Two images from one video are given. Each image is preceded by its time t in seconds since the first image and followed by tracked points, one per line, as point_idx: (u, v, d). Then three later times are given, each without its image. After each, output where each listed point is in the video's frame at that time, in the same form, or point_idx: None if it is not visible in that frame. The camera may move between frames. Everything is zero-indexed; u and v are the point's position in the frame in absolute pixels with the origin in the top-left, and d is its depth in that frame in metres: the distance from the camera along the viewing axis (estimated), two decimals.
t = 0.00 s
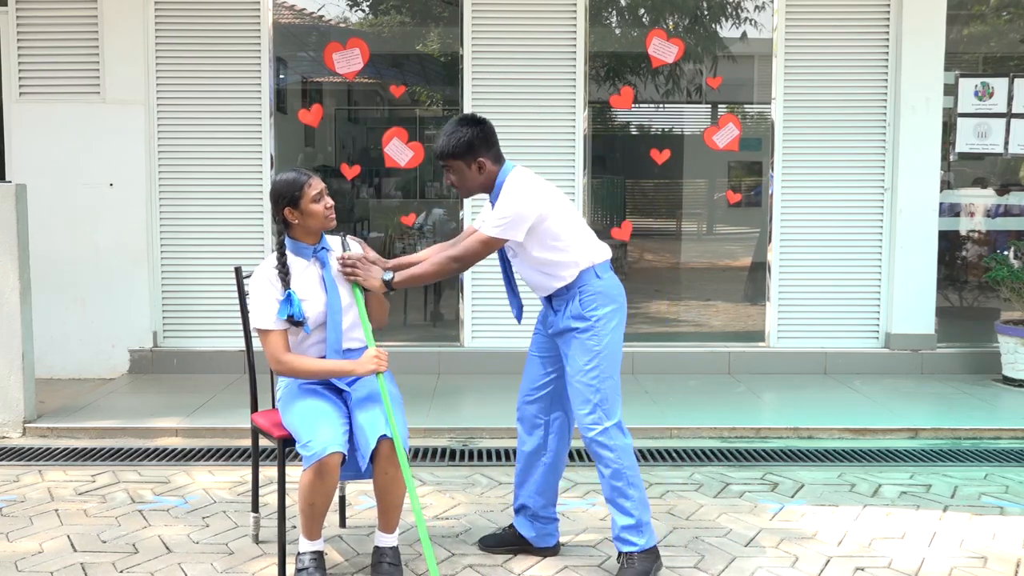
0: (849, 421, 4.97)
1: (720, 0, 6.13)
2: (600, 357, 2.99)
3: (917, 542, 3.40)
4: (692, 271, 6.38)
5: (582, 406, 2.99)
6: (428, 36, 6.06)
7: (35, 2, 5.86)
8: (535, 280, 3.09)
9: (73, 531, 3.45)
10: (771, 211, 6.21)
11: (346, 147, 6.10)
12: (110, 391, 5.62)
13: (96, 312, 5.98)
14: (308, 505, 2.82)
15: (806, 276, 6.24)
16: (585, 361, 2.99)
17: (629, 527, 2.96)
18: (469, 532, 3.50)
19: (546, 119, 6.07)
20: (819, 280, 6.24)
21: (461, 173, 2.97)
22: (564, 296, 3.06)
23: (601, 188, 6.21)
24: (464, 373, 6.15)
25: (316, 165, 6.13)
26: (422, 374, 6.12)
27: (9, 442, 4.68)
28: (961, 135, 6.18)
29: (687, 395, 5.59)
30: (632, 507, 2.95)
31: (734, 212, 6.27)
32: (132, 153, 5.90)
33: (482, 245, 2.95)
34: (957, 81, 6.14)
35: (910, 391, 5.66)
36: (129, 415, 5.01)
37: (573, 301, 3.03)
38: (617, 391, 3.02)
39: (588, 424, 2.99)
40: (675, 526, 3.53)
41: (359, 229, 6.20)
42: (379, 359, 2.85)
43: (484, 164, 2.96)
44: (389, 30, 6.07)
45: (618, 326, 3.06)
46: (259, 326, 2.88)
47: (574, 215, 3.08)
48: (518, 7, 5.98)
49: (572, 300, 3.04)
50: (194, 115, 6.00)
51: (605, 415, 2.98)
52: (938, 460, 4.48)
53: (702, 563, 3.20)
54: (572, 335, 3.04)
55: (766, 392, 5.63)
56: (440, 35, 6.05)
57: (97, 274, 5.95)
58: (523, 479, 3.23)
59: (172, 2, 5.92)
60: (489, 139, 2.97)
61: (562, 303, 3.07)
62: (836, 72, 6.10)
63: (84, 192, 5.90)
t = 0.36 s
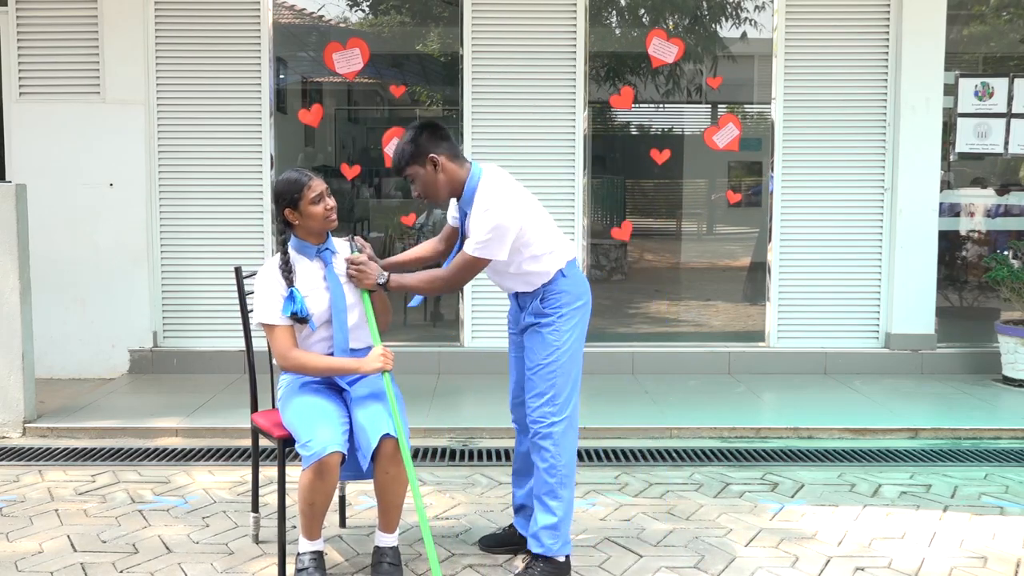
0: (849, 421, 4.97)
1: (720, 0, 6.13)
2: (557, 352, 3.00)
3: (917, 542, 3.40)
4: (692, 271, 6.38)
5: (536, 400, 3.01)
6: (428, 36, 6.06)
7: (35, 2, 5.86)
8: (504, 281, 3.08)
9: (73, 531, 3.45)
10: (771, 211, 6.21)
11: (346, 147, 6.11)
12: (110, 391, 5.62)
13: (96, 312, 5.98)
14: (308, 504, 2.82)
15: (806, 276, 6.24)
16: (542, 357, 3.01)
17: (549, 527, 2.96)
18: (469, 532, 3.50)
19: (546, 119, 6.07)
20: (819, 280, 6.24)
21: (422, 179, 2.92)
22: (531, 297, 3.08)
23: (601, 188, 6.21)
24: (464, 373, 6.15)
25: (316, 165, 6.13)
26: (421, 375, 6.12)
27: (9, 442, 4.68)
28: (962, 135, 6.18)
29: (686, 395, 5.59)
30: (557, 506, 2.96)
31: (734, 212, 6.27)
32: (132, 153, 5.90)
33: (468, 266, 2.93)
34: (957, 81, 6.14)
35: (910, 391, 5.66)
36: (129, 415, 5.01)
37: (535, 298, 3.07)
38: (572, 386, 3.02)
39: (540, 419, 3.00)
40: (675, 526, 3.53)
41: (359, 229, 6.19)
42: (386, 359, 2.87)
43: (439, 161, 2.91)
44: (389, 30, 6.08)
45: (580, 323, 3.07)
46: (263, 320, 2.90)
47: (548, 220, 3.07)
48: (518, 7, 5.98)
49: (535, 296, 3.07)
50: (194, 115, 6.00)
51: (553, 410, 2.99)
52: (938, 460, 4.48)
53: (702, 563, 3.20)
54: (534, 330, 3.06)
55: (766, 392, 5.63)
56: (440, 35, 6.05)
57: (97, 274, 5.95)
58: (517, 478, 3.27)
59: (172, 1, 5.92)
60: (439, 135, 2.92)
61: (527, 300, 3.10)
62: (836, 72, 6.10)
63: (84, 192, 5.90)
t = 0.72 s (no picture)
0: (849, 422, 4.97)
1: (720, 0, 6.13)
2: (561, 356, 3.00)
3: (917, 542, 3.40)
4: (692, 271, 6.39)
5: (538, 403, 3.00)
6: (428, 36, 6.06)
7: (35, 2, 5.86)
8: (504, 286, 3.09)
9: (73, 531, 3.45)
10: (771, 211, 6.21)
11: (346, 147, 6.11)
12: (109, 391, 5.61)
13: (96, 312, 5.98)
14: (308, 500, 2.82)
15: (806, 276, 6.24)
16: (546, 360, 3.00)
17: (549, 532, 2.96)
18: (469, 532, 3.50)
19: (546, 119, 6.07)
20: (819, 280, 6.24)
21: (418, 179, 2.94)
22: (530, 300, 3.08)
23: (601, 188, 6.21)
24: (464, 373, 6.15)
25: (316, 165, 6.13)
26: (421, 375, 6.12)
27: (9, 442, 4.68)
28: (961, 135, 6.18)
29: (686, 395, 5.59)
30: (557, 511, 2.96)
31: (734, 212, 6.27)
32: (132, 153, 5.90)
33: (463, 275, 2.91)
34: (957, 81, 6.14)
35: (910, 391, 5.66)
36: (129, 415, 5.01)
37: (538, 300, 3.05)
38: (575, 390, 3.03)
39: (542, 422, 3.00)
40: (675, 526, 3.53)
41: (359, 229, 6.20)
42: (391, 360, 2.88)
43: (439, 169, 2.91)
44: (389, 30, 6.07)
45: (582, 327, 3.08)
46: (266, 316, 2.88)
47: (552, 230, 3.06)
48: (518, 7, 5.98)
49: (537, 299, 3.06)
50: (194, 115, 6.00)
51: (556, 414, 2.99)
52: (938, 460, 4.48)
53: (702, 563, 3.20)
54: (538, 332, 3.05)
55: (766, 392, 5.63)
56: (440, 35, 6.05)
57: (97, 274, 5.95)
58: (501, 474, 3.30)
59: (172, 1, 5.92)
60: (442, 143, 2.90)
61: (527, 303, 3.09)
62: (836, 72, 6.10)
63: (84, 192, 5.90)
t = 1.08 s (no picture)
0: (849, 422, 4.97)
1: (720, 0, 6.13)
2: (574, 351, 3.11)
3: (917, 542, 3.40)
4: (692, 271, 6.39)
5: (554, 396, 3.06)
6: (428, 36, 6.06)
7: (35, 2, 5.86)
8: (514, 266, 3.14)
9: (73, 531, 3.45)
10: (771, 211, 6.21)
11: (346, 147, 6.11)
12: (110, 391, 5.62)
13: (96, 312, 5.98)
14: (307, 505, 2.82)
15: (806, 276, 6.24)
16: (563, 355, 3.08)
17: (562, 520, 3.02)
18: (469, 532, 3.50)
19: (546, 120, 6.08)
20: (819, 280, 6.24)
21: (497, 140, 2.98)
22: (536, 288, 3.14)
23: (601, 188, 6.21)
24: (464, 373, 6.15)
25: (316, 165, 6.13)
26: (421, 375, 6.12)
27: (9, 442, 4.68)
28: (961, 135, 6.18)
29: (686, 395, 5.59)
30: (569, 500, 3.04)
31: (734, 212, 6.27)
32: (132, 153, 5.90)
33: (520, 228, 2.97)
34: (957, 81, 6.14)
35: (910, 391, 5.66)
36: (129, 415, 5.01)
37: (552, 296, 3.12)
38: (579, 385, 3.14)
39: (557, 414, 3.06)
40: (675, 526, 3.53)
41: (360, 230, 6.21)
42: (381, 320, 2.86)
43: (523, 136, 3.02)
44: (389, 30, 6.07)
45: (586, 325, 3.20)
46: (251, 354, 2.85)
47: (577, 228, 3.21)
48: (518, 7, 5.98)
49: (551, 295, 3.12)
50: (194, 115, 6.00)
51: (570, 407, 3.08)
52: (938, 460, 4.48)
53: (702, 563, 3.20)
54: (551, 328, 3.11)
55: (765, 392, 5.63)
56: (440, 35, 6.05)
57: (97, 274, 5.95)
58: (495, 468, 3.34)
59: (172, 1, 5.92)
60: (530, 113, 3.01)
61: (532, 296, 3.15)
62: (836, 72, 6.10)
63: (84, 193, 5.90)
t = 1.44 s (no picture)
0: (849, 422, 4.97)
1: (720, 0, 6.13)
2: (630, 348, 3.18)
3: (917, 542, 3.40)
4: (692, 271, 6.33)
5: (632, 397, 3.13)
6: (428, 36, 6.06)
7: (35, 3, 5.86)
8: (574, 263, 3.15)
9: (73, 531, 3.45)
10: (771, 211, 6.21)
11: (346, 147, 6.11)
12: (109, 391, 5.62)
13: (96, 312, 5.98)
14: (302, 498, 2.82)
15: (806, 276, 6.24)
16: (624, 356, 3.14)
17: (679, 500, 3.20)
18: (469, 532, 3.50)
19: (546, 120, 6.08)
20: (819, 280, 6.24)
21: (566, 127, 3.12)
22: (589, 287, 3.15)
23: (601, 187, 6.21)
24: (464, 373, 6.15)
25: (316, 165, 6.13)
26: (421, 375, 6.12)
27: (9, 442, 4.68)
28: (961, 135, 6.18)
29: (685, 395, 5.59)
30: (677, 482, 3.20)
31: (734, 212, 6.26)
32: (132, 153, 5.90)
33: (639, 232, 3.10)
34: (957, 81, 6.14)
35: (910, 391, 5.66)
36: (129, 415, 5.01)
37: (602, 298, 3.15)
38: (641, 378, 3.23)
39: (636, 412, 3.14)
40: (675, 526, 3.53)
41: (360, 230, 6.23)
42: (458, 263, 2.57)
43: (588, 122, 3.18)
44: (389, 30, 6.07)
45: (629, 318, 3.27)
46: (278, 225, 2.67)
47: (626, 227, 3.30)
48: (518, 7, 5.99)
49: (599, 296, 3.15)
50: (194, 115, 6.00)
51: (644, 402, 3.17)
52: (938, 460, 4.48)
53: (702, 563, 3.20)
54: (603, 331, 3.14)
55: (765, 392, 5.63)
56: (440, 35, 6.06)
57: (97, 274, 5.95)
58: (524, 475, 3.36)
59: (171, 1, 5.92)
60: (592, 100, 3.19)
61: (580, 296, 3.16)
62: (836, 72, 6.10)
63: (84, 192, 5.90)
